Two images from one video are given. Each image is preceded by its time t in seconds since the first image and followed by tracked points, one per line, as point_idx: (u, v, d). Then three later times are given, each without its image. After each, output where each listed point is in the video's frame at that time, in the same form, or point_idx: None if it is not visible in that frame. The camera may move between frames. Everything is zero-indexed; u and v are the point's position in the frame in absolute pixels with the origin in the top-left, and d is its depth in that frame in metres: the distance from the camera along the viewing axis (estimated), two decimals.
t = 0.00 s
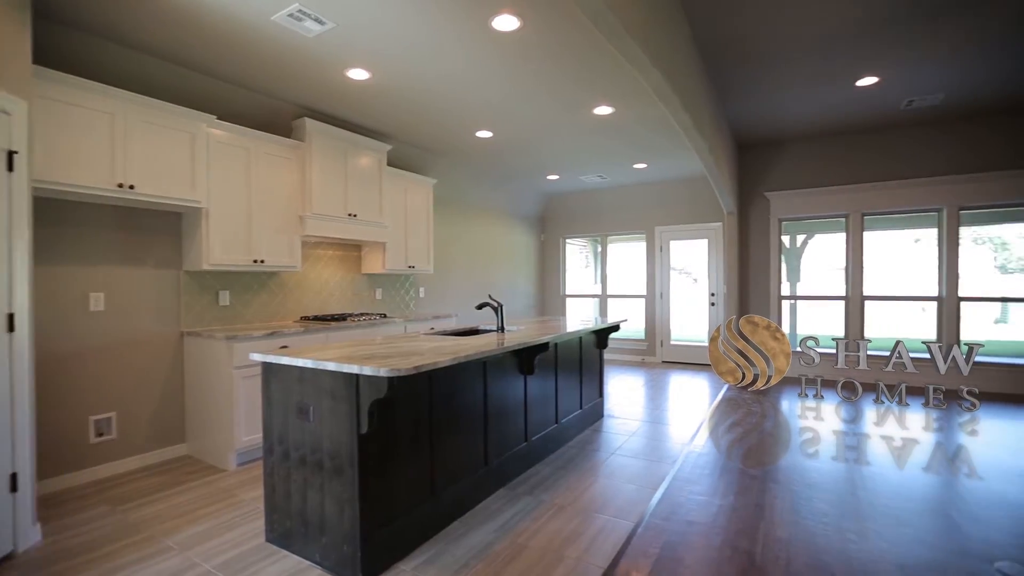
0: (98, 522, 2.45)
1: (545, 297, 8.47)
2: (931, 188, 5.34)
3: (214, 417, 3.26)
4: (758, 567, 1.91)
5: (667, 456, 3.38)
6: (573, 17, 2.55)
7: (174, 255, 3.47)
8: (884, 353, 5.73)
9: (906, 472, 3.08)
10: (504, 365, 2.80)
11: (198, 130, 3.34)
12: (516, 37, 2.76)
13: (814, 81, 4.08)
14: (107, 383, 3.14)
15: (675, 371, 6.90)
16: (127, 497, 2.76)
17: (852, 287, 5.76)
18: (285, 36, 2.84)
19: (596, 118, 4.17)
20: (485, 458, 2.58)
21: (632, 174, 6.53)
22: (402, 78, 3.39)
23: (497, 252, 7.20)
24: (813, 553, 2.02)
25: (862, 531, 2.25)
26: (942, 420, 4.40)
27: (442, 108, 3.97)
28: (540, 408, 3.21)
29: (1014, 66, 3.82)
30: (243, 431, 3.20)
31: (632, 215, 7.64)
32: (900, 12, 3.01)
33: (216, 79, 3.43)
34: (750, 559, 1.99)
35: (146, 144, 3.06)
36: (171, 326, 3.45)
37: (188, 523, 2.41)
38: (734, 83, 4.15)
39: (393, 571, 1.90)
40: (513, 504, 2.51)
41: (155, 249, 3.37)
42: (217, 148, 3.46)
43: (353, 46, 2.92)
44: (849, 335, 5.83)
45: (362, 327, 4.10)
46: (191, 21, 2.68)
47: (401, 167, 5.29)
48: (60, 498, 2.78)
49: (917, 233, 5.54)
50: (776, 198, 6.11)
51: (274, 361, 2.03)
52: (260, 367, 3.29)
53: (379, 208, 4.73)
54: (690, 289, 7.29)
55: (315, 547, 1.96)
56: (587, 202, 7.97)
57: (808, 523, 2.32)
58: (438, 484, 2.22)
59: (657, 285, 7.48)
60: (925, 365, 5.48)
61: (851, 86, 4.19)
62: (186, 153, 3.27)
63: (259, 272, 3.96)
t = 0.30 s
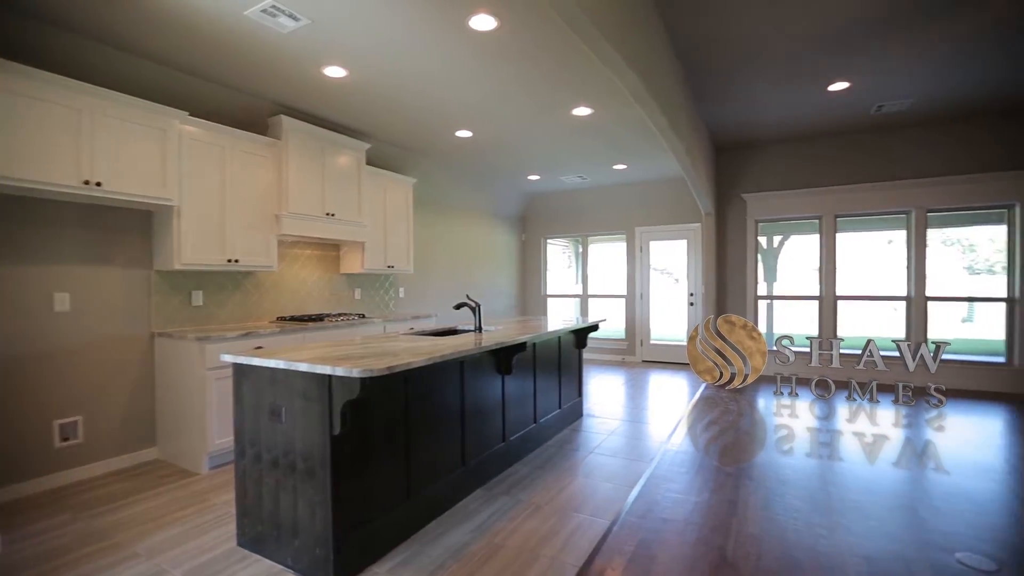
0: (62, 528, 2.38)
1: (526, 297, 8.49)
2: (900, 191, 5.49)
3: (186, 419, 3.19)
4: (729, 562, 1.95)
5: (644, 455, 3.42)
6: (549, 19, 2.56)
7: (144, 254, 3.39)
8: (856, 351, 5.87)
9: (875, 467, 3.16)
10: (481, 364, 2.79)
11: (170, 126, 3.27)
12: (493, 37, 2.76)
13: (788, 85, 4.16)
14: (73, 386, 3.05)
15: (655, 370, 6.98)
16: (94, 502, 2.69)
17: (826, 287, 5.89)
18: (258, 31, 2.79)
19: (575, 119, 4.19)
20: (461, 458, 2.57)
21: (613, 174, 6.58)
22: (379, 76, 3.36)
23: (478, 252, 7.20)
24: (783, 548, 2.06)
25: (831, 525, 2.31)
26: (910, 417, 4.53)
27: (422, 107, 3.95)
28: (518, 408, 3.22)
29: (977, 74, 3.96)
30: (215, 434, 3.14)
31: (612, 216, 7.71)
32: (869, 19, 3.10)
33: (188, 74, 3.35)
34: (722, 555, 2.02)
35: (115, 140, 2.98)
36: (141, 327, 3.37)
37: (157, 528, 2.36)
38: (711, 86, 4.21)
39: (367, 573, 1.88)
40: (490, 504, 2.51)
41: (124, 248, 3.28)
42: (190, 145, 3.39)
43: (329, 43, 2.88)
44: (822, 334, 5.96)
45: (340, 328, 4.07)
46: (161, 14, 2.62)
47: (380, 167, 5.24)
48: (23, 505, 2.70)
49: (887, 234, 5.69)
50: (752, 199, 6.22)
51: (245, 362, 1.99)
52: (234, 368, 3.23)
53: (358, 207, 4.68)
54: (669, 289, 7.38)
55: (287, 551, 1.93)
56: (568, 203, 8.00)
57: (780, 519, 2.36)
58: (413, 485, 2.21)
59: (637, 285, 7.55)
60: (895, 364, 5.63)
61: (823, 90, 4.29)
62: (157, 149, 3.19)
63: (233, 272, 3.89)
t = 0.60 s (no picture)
0: (21, 537, 2.29)
1: (506, 296, 8.49)
2: (869, 193, 5.64)
3: (155, 423, 3.11)
4: (700, 558, 1.98)
5: (620, 453, 3.45)
6: (525, 19, 2.55)
7: (111, 253, 3.29)
8: (828, 349, 6.01)
9: (844, 463, 3.24)
10: (457, 364, 2.78)
11: (138, 121, 3.18)
12: (469, 35, 2.75)
13: (762, 88, 4.24)
14: (34, 389, 2.94)
15: (633, 369, 7.04)
16: (56, 509, 2.60)
17: (799, 286, 6.02)
18: (229, 26, 2.73)
19: (553, 119, 4.21)
20: (437, 458, 2.56)
21: (592, 175, 6.62)
22: (354, 73, 3.32)
23: (458, 252, 7.17)
24: (752, 543, 2.10)
25: (799, 520, 2.36)
26: (879, 413, 4.66)
27: (399, 105, 3.91)
28: (495, 408, 3.22)
29: (941, 81, 4.09)
30: (185, 438, 3.06)
31: (592, 216, 7.75)
32: (837, 25, 3.17)
33: (157, 68, 3.26)
34: (694, 551, 2.05)
35: (79, 135, 2.89)
36: (107, 328, 3.27)
37: (122, 535, 2.29)
38: (687, 88, 4.26)
39: None
40: (465, 504, 2.50)
41: (89, 246, 3.19)
42: (159, 141, 3.31)
43: (302, 38, 2.84)
44: (796, 333, 6.09)
45: (316, 328, 4.05)
46: (126, 7, 2.55)
47: (358, 165, 5.19)
48: None
49: (857, 235, 5.83)
50: (728, 200, 6.32)
51: (213, 364, 1.95)
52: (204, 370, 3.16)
53: (334, 206, 4.63)
54: (648, 289, 7.45)
55: (257, 556, 1.90)
56: (548, 203, 8.03)
57: (751, 514, 2.41)
58: (387, 486, 2.19)
59: (616, 285, 7.62)
60: (864, 361, 5.78)
61: (795, 94, 4.38)
62: (124, 146, 3.11)
63: (205, 272, 3.80)
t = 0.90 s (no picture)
0: None
1: (485, 296, 8.47)
2: (837, 196, 5.80)
3: (118, 427, 3.02)
4: (668, 554, 2.01)
5: (595, 451, 3.48)
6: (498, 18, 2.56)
7: (72, 252, 3.18)
8: (798, 347, 6.16)
9: (812, 458, 3.33)
10: (430, 364, 2.77)
11: (101, 116, 3.08)
12: (443, 34, 2.73)
13: (734, 92, 4.32)
14: None
15: (611, 368, 7.10)
16: (12, 517, 2.51)
17: (770, 286, 6.15)
18: (197, 20, 2.67)
19: (529, 119, 4.22)
20: (409, 459, 2.55)
21: (569, 175, 6.66)
22: (327, 70, 3.28)
23: (435, 251, 7.13)
24: (720, 538, 2.14)
25: (766, 514, 2.41)
26: (846, 409, 4.79)
27: (374, 102, 3.88)
28: (470, 408, 3.21)
29: (904, 87, 4.22)
30: (150, 442, 2.98)
31: (570, 216, 7.79)
32: (804, 31, 3.26)
33: (122, 62, 3.17)
34: (663, 547, 2.08)
35: (38, 130, 2.79)
36: (68, 329, 3.16)
37: (82, 543, 2.22)
38: (661, 90, 4.32)
39: None
40: (438, 505, 2.49)
41: (49, 245, 3.08)
42: (124, 136, 3.21)
43: (273, 34, 2.79)
44: (768, 332, 6.22)
45: (289, 328, 3.98)
46: None
47: (333, 163, 5.12)
48: None
49: (826, 236, 5.98)
50: (703, 201, 6.43)
51: (177, 366, 1.91)
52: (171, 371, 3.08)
53: (308, 205, 4.56)
54: (625, 288, 7.52)
55: (222, 562, 1.86)
56: (527, 202, 8.04)
57: (720, 510, 2.45)
58: (358, 488, 2.17)
59: (594, 285, 7.67)
60: (833, 359, 5.94)
61: (766, 98, 4.47)
62: (86, 141, 3.01)
63: (172, 271, 3.71)
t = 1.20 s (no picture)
0: None
1: (460, 296, 8.44)
2: (803, 198, 5.97)
3: (73, 432, 2.91)
4: (635, 550, 2.03)
5: (566, 450, 3.49)
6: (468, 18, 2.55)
7: (24, 249, 3.05)
8: (766, 346, 6.31)
9: (777, 454, 3.41)
10: (400, 365, 2.75)
11: (57, 109, 2.96)
12: (413, 31, 2.71)
13: (703, 95, 4.41)
14: None
15: (585, 367, 7.16)
16: None
17: (740, 286, 6.29)
18: (158, 12, 2.59)
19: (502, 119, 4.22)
20: (379, 461, 2.52)
21: (544, 175, 6.69)
22: (296, 66, 3.22)
23: (410, 251, 7.08)
24: (685, 534, 2.18)
25: (730, 509, 2.46)
26: (811, 406, 4.92)
27: (344, 100, 3.83)
28: (441, 409, 3.19)
29: (865, 94, 4.37)
30: (108, 447, 2.88)
31: (545, 217, 7.82)
32: (770, 38, 3.35)
33: (79, 53, 3.05)
34: (630, 544, 2.10)
35: None
36: (20, 331, 3.03)
37: (32, 553, 2.13)
38: (633, 93, 4.37)
39: None
40: (407, 507, 2.47)
41: None
42: (81, 131, 3.10)
43: (238, 28, 2.72)
44: (737, 330, 6.36)
45: (257, 329, 3.89)
46: None
47: (304, 160, 5.03)
48: None
49: (793, 237, 6.14)
50: (675, 203, 6.53)
51: (133, 368, 1.84)
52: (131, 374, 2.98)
53: (278, 203, 4.46)
54: (598, 288, 7.60)
55: (180, 570, 1.81)
56: (502, 202, 8.05)
57: (687, 506, 2.49)
58: (324, 491, 2.14)
59: (569, 285, 7.72)
60: (799, 357, 6.10)
61: (734, 102, 4.57)
62: (40, 135, 2.89)
63: (133, 270, 3.59)
